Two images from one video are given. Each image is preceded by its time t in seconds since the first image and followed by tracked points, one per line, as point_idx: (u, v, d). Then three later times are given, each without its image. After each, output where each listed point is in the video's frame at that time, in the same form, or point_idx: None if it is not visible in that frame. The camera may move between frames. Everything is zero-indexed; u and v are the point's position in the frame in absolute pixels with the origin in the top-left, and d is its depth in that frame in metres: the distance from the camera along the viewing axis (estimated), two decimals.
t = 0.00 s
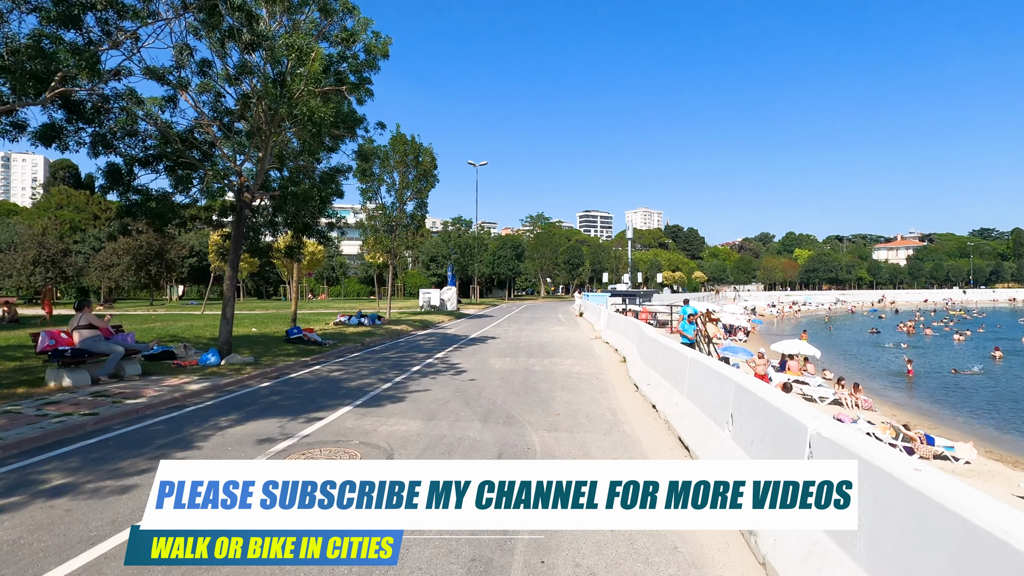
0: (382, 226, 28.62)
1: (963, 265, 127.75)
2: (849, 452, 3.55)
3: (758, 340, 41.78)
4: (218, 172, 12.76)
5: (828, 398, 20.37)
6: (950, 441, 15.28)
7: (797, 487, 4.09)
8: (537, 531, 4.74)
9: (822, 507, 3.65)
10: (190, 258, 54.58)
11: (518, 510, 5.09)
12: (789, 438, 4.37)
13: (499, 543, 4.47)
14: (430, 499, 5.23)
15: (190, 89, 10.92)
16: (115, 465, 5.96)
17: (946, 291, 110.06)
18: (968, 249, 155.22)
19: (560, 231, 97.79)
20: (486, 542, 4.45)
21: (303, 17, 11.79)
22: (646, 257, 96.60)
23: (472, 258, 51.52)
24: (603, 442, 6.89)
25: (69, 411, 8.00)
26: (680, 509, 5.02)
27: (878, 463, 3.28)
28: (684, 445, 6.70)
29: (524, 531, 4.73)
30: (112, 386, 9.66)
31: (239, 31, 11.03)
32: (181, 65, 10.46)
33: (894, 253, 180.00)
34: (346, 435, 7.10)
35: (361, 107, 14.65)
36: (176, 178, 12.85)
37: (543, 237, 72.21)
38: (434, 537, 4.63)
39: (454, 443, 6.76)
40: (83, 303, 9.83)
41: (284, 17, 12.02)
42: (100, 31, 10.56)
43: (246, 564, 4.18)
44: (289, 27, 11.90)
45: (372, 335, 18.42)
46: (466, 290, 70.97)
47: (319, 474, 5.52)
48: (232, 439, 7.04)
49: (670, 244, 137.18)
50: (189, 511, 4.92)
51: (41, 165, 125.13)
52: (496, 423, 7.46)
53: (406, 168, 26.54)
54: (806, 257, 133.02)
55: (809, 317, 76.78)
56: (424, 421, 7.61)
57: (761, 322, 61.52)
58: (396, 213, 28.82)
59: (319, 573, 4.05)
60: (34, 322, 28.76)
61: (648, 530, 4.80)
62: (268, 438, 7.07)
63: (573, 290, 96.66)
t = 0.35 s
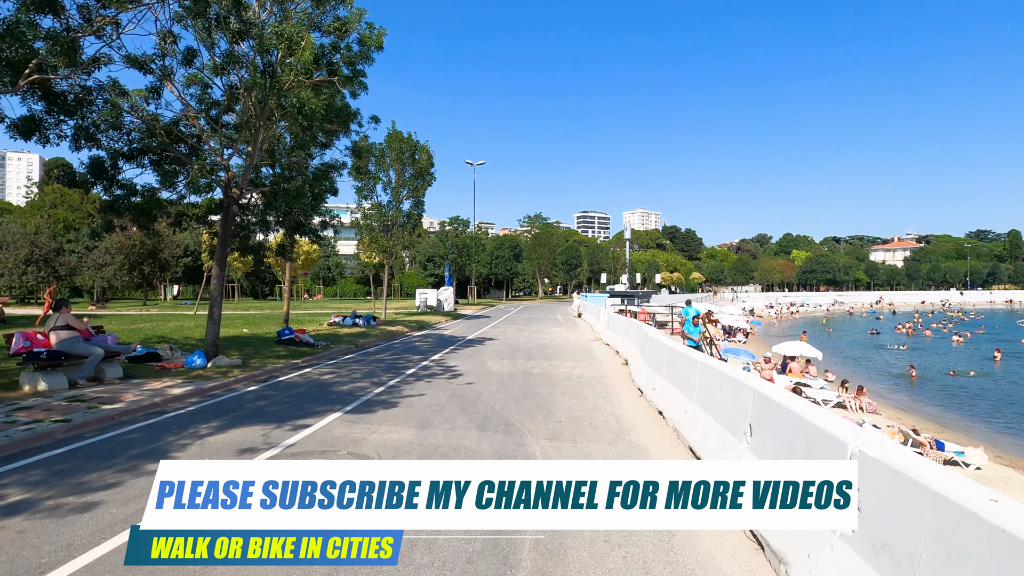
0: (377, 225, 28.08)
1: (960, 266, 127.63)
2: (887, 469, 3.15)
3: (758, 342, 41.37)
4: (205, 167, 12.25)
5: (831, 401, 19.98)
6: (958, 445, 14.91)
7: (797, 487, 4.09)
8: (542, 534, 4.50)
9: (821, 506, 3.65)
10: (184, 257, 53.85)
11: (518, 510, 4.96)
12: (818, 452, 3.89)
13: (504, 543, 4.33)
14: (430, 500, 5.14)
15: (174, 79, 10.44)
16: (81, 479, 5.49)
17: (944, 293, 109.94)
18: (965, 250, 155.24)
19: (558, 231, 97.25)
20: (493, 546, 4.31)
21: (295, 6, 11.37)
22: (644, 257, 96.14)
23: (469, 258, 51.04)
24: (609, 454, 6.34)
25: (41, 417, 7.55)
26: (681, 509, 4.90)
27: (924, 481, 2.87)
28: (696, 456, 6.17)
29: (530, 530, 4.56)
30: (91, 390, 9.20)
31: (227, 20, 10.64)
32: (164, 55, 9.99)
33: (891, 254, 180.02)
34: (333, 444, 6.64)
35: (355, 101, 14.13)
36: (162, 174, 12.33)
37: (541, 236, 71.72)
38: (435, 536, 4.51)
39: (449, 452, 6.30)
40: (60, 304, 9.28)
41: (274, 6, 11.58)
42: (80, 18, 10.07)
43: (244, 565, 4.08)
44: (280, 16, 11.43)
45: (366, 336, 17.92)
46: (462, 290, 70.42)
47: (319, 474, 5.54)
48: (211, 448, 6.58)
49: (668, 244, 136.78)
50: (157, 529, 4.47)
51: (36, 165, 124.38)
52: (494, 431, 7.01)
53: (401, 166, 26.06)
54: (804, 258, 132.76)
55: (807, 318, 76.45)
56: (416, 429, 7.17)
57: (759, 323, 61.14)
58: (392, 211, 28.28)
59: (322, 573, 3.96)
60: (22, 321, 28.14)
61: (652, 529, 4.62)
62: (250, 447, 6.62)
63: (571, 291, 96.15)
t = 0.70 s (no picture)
0: (373, 224, 27.57)
1: (957, 266, 127.64)
2: (949, 503, 2.73)
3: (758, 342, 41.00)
4: (192, 165, 11.75)
5: (836, 404, 19.57)
6: (970, 450, 14.50)
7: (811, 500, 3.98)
8: (554, 548, 4.11)
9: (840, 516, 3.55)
10: (179, 257, 53.24)
11: (520, 516, 4.64)
12: (862, 478, 3.43)
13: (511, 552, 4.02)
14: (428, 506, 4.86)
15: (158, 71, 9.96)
16: (44, 502, 5.02)
17: (941, 292, 109.86)
18: (962, 250, 155.39)
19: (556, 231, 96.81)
20: (502, 559, 3.93)
21: None
22: (642, 258, 95.76)
23: (466, 258, 50.58)
24: (618, 469, 5.86)
25: (13, 428, 7.08)
26: (687, 518, 4.71)
27: (999, 519, 2.45)
28: (711, 471, 5.70)
29: (537, 538, 4.24)
30: (69, 399, 8.73)
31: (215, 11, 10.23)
32: (148, 45, 9.53)
33: (888, 253, 180.09)
34: (322, 459, 6.17)
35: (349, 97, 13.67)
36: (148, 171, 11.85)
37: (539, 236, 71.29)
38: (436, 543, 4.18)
39: (446, 467, 5.83)
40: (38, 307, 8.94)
41: None
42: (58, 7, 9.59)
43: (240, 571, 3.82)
44: (270, 7, 11.00)
45: (361, 339, 17.45)
46: (460, 290, 69.95)
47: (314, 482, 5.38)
48: (191, 464, 6.12)
49: (666, 245, 136.46)
50: (122, 560, 4.01)
51: (32, 166, 123.63)
52: (495, 444, 6.57)
53: (398, 165, 25.60)
54: (802, 258, 132.60)
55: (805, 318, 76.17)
56: (412, 441, 6.72)
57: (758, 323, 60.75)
58: (388, 211, 27.76)
59: None
60: (11, 323, 27.57)
61: (661, 539, 4.33)
62: (232, 462, 6.16)
63: (568, 291, 95.73)
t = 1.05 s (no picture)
0: (367, 222, 27.09)
1: (953, 266, 127.73)
2: (1018, 525, 2.32)
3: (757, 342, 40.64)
4: (175, 156, 11.23)
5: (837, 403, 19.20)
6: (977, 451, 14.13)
7: (839, 514, 3.58)
8: (553, 569, 3.68)
9: (878, 534, 3.15)
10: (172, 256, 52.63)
11: (515, 531, 4.22)
12: (902, 494, 3.02)
13: None
14: (412, 519, 4.42)
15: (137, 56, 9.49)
16: None
17: (938, 292, 109.87)
18: (958, 249, 155.67)
19: (553, 230, 96.43)
20: None
21: None
22: (639, 257, 95.45)
23: (462, 257, 50.15)
24: (622, 477, 5.45)
25: None
26: (699, 532, 4.29)
27: None
28: (722, 480, 5.29)
29: (533, 557, 3.83)
30: (40, 401, 8.28)
31: None
32: (124, 29, 9.06)
33: (884, 253, 180.36)
34: (303, 466, 5.74)
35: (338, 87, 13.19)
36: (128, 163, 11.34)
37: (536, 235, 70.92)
38: (422, 563, 3.76)
39: (437, 474, 5.41)
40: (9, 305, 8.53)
41: None
42: None
43: None
44: None
45: (353, 338, 16.99)
46: (456, 290, 69.47)
47: (292, 494, 4.96)
48: (162, 473, 5.69)
49: (663, 244, 136.19)
50: None
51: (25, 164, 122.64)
52: (489, 449, 6.15)
53: (392, 161, 25.14)
54: (799, 257, 132.53)
55: (802, 317, 75.98)
56: (401, 446, 6.30)
57: (756, 322, 60.51)
58: (383, 208, 27.28)
59: None
60: None
61: (671, 556, 3.92)
62: (206, 471, 5.73)
63: (565, 290, 95.30)
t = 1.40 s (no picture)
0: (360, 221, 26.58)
1: (950, 266, 127.67)
2: None
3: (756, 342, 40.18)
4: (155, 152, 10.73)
5: (841, 406, 18.79)
6: (987, 457, 13.64)
7: (873, 547, 3.16)
8: None
9: None
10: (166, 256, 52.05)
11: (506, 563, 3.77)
12: (956, 536, 2.62)
13: None
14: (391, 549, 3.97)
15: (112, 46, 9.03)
16: None
17: (936, 292, 109.72)
18: (955, 249, 155.72)
19: (550, 230, 95.93)
20: None
21: None
22: (637, 257, 95.05)
23: (459, 257, 49.68)
24: (624, 496, 5.01)
25: None
26: (710, 562, 3.86)
27: None
28: (733, 499, 4.86)
29: None
30: (6, 410, 7.82)
31: None
32: (97, 16, 8.60)
33: (881, 254, 180.37)
34: (278, 484, 5.29)
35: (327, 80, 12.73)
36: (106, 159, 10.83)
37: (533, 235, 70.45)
38: None
39: (422, 494, 4.95)
40: None
41: None
42: None
43: None
44: None
45: (345, 340, 16.51)
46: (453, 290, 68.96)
47: (262, 518, 4.51)
48: (125, 491, 5.24)
49: (661, 244, 135.87)
50: None
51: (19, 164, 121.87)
52: (480, 464, 5.70)
53: (387, 159, 24.66)
54: (797, 257, 132.32)
55: (801, 317, 75.66)
56: (385, 461, 5.85)
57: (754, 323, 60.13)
58: (377, 207, 26.78)
59: None
60: None
61: None
62: (171, 490, 5.27)
63: (563, 289, 94.75)
